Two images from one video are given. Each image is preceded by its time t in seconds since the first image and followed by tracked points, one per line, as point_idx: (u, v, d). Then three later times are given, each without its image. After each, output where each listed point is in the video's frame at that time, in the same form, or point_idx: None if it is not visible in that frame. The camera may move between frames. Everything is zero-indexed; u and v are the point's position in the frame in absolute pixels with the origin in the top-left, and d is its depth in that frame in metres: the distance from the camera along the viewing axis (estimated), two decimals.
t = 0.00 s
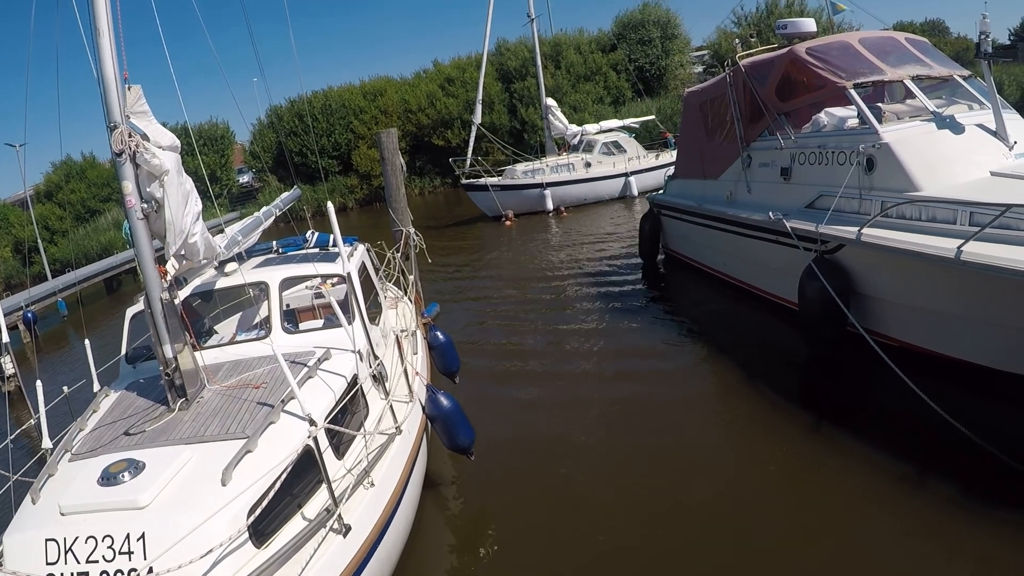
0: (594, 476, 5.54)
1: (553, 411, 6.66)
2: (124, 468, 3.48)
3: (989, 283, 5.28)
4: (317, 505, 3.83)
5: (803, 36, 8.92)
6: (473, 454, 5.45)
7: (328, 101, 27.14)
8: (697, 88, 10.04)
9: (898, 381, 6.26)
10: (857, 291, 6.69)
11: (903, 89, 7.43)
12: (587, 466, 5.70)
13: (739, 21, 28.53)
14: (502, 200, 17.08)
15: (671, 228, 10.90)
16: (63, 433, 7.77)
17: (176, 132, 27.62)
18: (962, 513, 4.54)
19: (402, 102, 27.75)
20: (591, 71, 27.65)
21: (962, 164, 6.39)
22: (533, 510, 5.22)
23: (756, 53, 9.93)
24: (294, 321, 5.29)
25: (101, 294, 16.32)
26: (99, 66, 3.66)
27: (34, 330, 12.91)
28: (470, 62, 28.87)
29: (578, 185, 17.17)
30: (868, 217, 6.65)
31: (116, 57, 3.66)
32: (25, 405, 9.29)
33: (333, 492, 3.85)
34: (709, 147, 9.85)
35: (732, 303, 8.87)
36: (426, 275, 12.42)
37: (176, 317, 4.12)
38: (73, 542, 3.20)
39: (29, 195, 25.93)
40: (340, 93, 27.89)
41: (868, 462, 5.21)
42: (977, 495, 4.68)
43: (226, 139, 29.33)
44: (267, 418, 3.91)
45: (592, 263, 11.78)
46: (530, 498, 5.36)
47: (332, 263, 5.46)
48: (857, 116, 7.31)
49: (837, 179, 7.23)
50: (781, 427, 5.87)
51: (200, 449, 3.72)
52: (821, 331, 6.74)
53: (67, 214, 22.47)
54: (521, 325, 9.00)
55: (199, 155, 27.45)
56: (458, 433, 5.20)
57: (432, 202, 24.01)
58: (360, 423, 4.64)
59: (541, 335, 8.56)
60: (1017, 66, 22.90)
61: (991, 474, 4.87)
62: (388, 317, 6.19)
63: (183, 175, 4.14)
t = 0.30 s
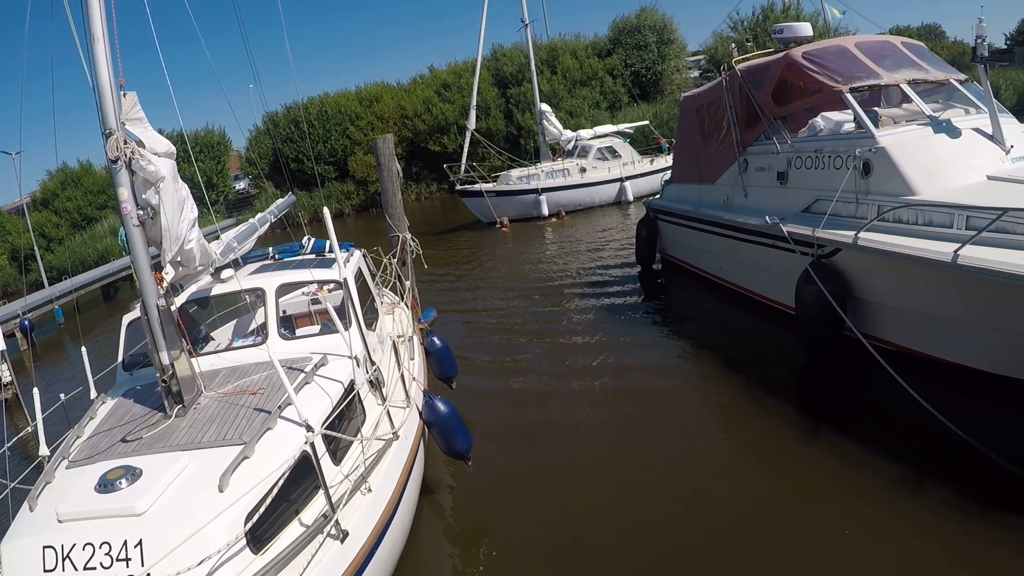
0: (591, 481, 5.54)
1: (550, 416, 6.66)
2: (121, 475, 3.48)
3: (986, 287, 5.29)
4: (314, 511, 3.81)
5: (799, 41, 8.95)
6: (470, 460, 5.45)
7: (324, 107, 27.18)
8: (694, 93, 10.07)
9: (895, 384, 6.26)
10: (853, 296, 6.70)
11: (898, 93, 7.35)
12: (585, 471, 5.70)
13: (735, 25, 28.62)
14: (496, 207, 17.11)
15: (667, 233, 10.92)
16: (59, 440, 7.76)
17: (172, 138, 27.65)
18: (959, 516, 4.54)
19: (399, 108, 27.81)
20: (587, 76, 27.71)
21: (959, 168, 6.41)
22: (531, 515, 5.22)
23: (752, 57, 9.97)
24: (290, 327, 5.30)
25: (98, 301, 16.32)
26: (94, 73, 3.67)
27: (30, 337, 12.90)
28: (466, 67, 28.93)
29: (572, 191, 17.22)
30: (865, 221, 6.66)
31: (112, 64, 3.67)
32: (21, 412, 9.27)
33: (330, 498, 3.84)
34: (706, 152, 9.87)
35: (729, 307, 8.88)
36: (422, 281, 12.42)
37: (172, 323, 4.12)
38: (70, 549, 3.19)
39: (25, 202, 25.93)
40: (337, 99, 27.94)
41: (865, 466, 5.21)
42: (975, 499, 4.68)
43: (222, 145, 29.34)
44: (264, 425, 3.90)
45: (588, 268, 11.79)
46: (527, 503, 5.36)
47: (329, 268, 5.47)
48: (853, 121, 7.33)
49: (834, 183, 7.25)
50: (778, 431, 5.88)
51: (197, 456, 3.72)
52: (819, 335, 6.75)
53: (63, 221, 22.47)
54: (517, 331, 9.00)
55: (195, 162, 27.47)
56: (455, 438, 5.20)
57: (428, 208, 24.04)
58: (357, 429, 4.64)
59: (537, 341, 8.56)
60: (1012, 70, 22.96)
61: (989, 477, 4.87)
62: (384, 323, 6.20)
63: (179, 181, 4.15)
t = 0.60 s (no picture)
0: (590, 485, 5.53)
1: (548, 419, 6.66)
2: (119, 479, 3.46)
3: (983, 289, 5.30)
4: (312, 515, 3.80)
5: (796, 44, 8.97)
6: (468, 463, 5.45)
7: (322, 110, 27.21)
8: (691, 96, 10.08)
9: (893, 387, 6.27)
10: (851, 298, 6.71)
11: (897, 95, 7.45)
12: (583, 474, 5.70)
13: (732, 29, 28.66)
14: (492, 210, 17.08)
15: (665, 236, 10.94)
16: (56, 444, 7.76)
17: (170, 142, 27.66)
18: (957, 518, 4.54)
19: (397, 112, 27.83)
20: (585, 79, 27.74)
21: (956, 170, 6.41)
22: (529, 518, 5.21)
23: (750, 60, 9.98)
24: (288, 331, 5.30)
25: (96, 304, 16.32)
26: (92, 76, 3.66)
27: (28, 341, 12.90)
28: (464, 70, 28.95)
29: (569, 194, 17.23)
30: (863, 224, 6.67)
31: (110, 67, 3.67)
32: (18, 416, 9.27)
33: (328, 502, 3.83)
34: (704, 155, 9.88)
35: (727, 310, 8.89)
36: (419, 285, 12.43)
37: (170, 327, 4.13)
38: (68, 553, 3.19)
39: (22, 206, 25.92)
40: (334, 103, 27.97)
41: (863, 468, 5.22)
42: (974, 500, 4.68)
43: (220, 149, 29.34)
44: (261, 428, 3.90)
45: (586, 272, 11.81)
46: (525, 507, 5.36)
47: (326, 272, 5.48)
48: (850, 123, 7.33)
49: (831, 186, 7.26)
50: (776, 434, 5.88)
51: (195, 459, 3.72)
52: (817, 338, 6.76)
53: (61, 224, 22.46)
54: (515, 334, 9.01)
55: (193, 166, 27.48)
56: (453, 442, 5.20)
57: (426, 212, 24.08)
58: (355, 433, 4.64)
59: (535, 344, 8.57)
60: (1010, 72, 23.01)
61: (986, 479, 4.87)
62: (382, 326, 6.21)
63: (177, 185, 4.15)
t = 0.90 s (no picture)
0: (588, 488, 5.52)
1: (545, 423, 6.66)
2: (116, 483, 3.46)
3: (980, 292, 5.31)
4: (309, 518, 3.80)
5: (794, 47, 8.99)
6: (465, 467, 5.44)
7: (320, 114, 27.26)
8: (689, 99, 10.09)
9: (890, 390, 6.28)
10: (848, 301, 6.72)
11: (893, 98, 7.53)
12: (581, 477, 5.70)
13: (730, 32, 28.71)
14: (489, 215, 17.02)
15: (663, 239, 10.95)
16: (53, 448, 7.76)
17: (168, 146, 27.68)
18: (954, 521, 4.55)
19: (395, 115, 27.87)
20: (583, 83, 27.78)
21: (953, 173, 6.43)
22: (527, 522, 5.21)
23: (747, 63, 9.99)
24: (285, 335, 5.30)
25: (94, 308, 16.34)
26: (89, 80, 3.66)
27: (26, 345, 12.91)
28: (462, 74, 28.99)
29: (566, 198, 17.26)
30: (860, 227, 6.68)
31: (106, 71, 3.67)
32: (16, 420, 9.28)
33: (324, 505, 3.83)
34: (701, 158, 9.89)
35: (725, 313, 8.89)
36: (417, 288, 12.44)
37: (168, 331, 4.12)
38: (66, 557, 3.18)
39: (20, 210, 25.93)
40: (333, 106, 28.02)
41: (860, 471, 5.22)
42: (971, 504, 4.68)
43: (218, 153, 29.37)
44: (258, 432, 3.90)
45: (583, 275, 11.82)
46: (522, 510, 5.35)
47: (324, 275, 5.48)
48: (847, 126, 7.34)
49: (828, 189, 7.27)
50: (773, 437, 5.89)
51: (192, 463, 3.71)
52: (814, 341, 6.76)
53: (60, 228, 22.47)
54: (512, 338, 9.02)
55: (191, 170, 27.51)
56: (450, 445, 5.19)
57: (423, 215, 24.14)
58: (352, 436, 4.64)
59: (533, 348, 8.57)
60: (1008, 75, 23.05)
61: (984, 481, 4.88)
62: (379, 330, 6.21)
63: (174, 189, 4.15)
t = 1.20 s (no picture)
0: (586, 491, 5.52)
1: (544, 425, 6.67)
2: (114, 485, 3.46)
3: (979, 295, 5.31)
4: (307, 521, 3.80)
5: (792, 49, 9.00)
6: (463, 469, 5.43)
7: (320, 117, 27.32)
8: (687, 102, 10.10)
9: (889, 392, 6.28)
10: (847, 304, 6.72)
11: (892, 101, 7.49)
12: (579, 480, 5.70)
13: (730, 35, 28.75)
14: (487, 218, 16.99)
15: (662, 242, 10.95)
16: (51, 450, 7.77)
17: (168, 148, 27.70)
18: (952, 524, 4.55)
19: (394, 118, 27.88)
20: (582, 85, 27.82)
21: (951, 176, 6.44)
22: (525, 524, 5.21)
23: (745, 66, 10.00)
24: (284, 337, 5.30)
25: (93, 310, 16.36)
26: (88, 84, 3.67)
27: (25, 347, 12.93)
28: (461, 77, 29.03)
29: (564, 201, 17.27)
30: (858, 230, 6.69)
31: (105, 74, 3.68)
32: (14, 422, 9.28)
33: (322, 508, 3.83)
34: (700, 160, 9.90)
35: (724, 316, 8.90)
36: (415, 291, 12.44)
37: (166, 334, 4.12)
38: (63, 558, 3.17)
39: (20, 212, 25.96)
40: (332, 109, 28.07)
41: (858, 474, 5.22)
42: (970, 507, 4.68)
43: (218, 155, 29.39)
44: (256, 435, 3.90)
45: (582, 278, 11.82)
46: (520, 513, 5.35)
47: (322, 278, 5.49)
48: (846, 129, 7.34)
49: (827, 192, 7.28)
50: (771, 440, 5.89)
51: (190, 465, 3.71)
52: (813, 344, 6.76)
53: (59, 230, 22.49)
54: (511, 341, 9.03)
55: (191, 172, 27.54)
56: (448, 448, 5.19)
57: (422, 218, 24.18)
58: (350, 439, 4.64)
59: (531, 350, 8.58)
60: (1007, 78, 23.12)
61: (982, 484, 4.89)
62: (377, 332, 6.21)
63: (172, 192, 4.15)
